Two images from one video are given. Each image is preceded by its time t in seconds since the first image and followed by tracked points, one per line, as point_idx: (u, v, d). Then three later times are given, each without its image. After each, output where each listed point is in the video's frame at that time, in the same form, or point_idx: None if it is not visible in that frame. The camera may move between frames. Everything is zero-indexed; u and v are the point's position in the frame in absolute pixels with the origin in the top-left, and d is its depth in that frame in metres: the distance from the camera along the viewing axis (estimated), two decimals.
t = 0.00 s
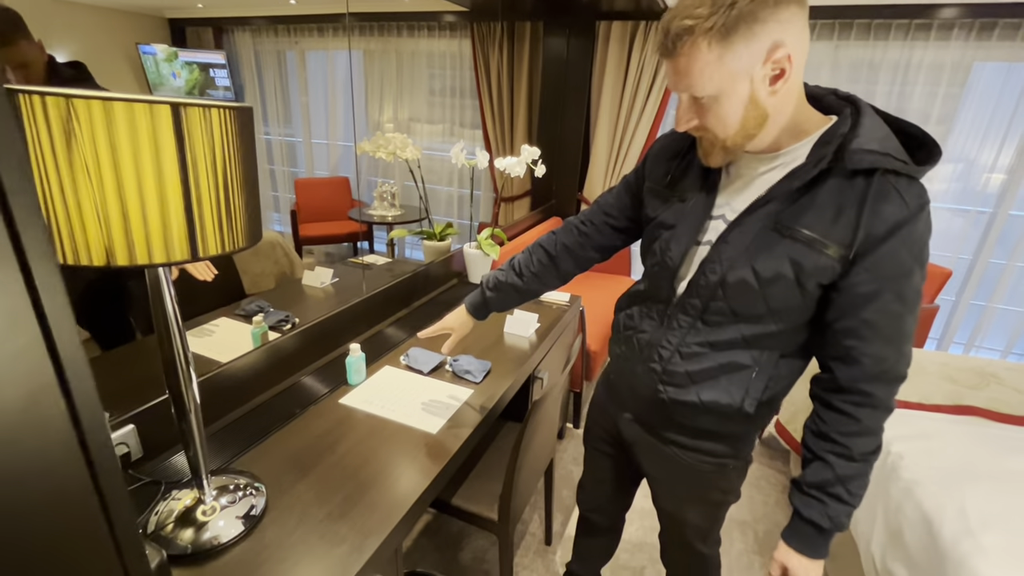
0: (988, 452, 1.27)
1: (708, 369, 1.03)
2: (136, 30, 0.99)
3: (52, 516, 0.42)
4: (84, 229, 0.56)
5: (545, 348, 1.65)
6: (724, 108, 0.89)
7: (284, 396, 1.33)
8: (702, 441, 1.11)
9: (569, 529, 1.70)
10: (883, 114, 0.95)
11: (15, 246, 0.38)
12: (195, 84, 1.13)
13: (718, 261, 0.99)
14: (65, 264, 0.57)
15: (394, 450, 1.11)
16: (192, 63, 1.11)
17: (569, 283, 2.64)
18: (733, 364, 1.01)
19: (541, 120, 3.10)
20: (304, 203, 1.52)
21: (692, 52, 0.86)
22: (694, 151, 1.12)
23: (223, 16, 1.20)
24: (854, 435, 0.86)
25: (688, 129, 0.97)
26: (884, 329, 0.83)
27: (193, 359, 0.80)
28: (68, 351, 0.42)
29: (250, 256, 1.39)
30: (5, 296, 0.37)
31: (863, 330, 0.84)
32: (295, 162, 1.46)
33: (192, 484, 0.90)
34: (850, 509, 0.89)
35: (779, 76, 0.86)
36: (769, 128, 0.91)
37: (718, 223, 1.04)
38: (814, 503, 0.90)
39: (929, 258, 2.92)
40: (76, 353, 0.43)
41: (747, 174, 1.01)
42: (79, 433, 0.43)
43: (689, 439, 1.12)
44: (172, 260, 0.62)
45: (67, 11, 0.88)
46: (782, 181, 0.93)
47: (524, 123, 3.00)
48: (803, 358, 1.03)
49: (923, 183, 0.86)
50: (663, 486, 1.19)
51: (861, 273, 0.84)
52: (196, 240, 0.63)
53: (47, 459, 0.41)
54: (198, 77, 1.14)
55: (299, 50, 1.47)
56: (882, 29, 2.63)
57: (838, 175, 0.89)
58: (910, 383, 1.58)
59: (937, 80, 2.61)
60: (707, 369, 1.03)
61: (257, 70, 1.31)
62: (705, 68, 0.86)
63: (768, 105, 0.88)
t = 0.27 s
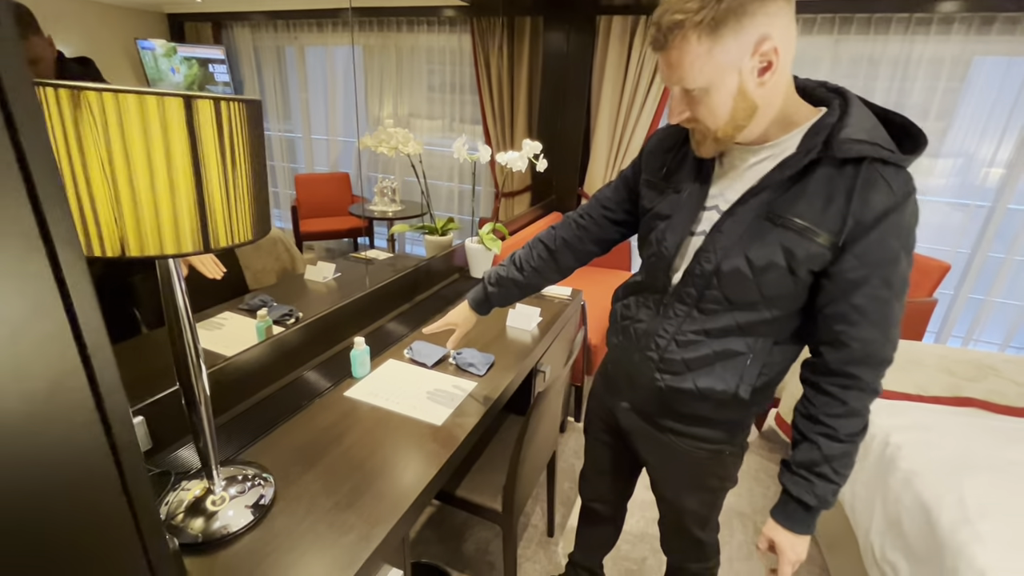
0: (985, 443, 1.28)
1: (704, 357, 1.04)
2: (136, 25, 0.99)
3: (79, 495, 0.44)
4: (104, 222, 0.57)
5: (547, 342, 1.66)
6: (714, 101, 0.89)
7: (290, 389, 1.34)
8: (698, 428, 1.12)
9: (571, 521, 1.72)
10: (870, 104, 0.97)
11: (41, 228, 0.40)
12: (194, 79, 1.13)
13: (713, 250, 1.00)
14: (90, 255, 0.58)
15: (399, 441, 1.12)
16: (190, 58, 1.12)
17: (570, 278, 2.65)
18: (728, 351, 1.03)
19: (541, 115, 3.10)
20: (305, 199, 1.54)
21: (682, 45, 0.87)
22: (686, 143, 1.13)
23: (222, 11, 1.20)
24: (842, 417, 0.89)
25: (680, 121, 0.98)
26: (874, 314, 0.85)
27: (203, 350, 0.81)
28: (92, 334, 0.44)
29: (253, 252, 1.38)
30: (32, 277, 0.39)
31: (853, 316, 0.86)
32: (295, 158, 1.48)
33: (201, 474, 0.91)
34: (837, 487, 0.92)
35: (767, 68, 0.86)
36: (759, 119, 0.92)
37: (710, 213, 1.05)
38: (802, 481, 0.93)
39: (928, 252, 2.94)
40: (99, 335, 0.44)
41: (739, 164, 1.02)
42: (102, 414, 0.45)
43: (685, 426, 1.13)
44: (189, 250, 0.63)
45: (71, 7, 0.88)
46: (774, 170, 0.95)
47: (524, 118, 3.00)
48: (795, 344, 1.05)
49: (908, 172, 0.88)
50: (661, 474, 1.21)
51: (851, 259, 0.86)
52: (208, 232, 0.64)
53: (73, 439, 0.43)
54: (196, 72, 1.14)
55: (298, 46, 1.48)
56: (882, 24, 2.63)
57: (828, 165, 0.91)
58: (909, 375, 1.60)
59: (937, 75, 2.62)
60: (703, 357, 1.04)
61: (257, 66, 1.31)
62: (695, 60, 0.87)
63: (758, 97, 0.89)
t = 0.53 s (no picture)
0: (990, 438, 1.28)
1: (703, 349, 1.05)
2: (137, 21, 0.99)
3: (94, 488, 0.44)
4: (114, 218, 0.57)
5: (551, 338, 1.66)
6: (705, 94, 0.90)
7: (294, 386, 1.34)
8: (697, 421, 1.12)
9: (574, 517, 1.72)
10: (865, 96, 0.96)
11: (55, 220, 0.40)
12: (195, 76, 1.12)
13: (710, 242, 1.00)
14: (101, 252, 0.58)
15: (404, 437, 1.12)
16: (192, 55, 1.10)
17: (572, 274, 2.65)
18: (727, 344, 1.03)
19: (544, 111, 3.09)
20: (308, 195, 1.55)
21: (674, 40, 0.88)
22: (682, 136, 1.14)
23: (224, 6, 1.20)
24: (838, 407, 0.89)
25: (675, 116, 0.98)
26: (867, 303, 0.86)
27: (210, 346, 0.81)
28: (105, 329, 0.44)
29: (256, 248, 1.39)
30: (45, 270, 0.39)
31: (849, 306, 0.87)
32: (296, 155, 1.47)
33: (208, 470, 0.91)
34: (833, 479, 0.92)
35: (757, 61, 0.86)
36: (752, 112, 0.92)
37: (707, 206, 1.06)
38: (798, 473, 0.93)
39: (931, 249, 2.93)
40: (112, 330, 0.44)
41: (735, 156, 1.02)
42: (116, 408, 0.45)
43: (685, 420, 1.13)
44: (199, 245, 0.64)
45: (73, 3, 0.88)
46: (769, 162, 0.95)
47: (526, 114, 3.00)
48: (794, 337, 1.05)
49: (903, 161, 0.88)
50: (661, 466, 1.21)
51: (847, 249, 0.86)
52: (215, 229, 0.64)
53: (89, 433, 0.43)
54: (197, 69, 1.12)
55: (299, 42, 1.47)
56: (885, 19, 2.61)
57: (822, 155, 0.91)
58: (913, 371, 1.60)
59: (941, 70, 2.61)
60: (701, 350, 1.05)
61: (258, 62, 1.30)
62: (686, 54, 0.87)
63: (749, 90, 0.89)
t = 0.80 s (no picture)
0: (1002, 441, 1.26)
1: (703, 347, 1.03)
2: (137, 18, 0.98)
3: (91, 494, 0.43)
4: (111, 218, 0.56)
5: (556, 338, 1.64)
6: (705, 87, 0.88)
7: (296, 386, 1.33)
8: (698, 420, 1.10)
9: (578, 517, 1.71)
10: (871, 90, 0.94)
11: (47, 222, 0.38)
12: (199, 73, 1.10)
13: (709, 239, 0.99)
14: (99, 252, 0.57)
15: (408, 437, 1.11)
16: (195, 52, 1.08)
17: (576, 273, 2.63)
18: (727, 342, 1.01)
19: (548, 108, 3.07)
20: (312, 192, 1.53)
21: (673, 33, 0.86)
22: (684, 133, 1.13)
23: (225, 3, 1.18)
24: (839, 407, 0.88)
25: (674, 109, 0.96)
26: (868, 301, 0.83)
27: (211, 346, 0.80)
28: (99, 333, 0.42)
29: (260, 247, 1.38)
30: (37, 274, 0.38)
31: (850, 303, 0.85)
32: (299, 152, 1.45)
33: (210, 471, 0.90)
34: (834, 481, 0.90)
35: (756, 53, 0.84)
36: (752, 105, 0.90)
37: (707, 202, 1.04)
38: (798, 474, 0.92)
39: (939, 247, 2.90)
40: (106, 334, 0.43)
41: (737, 152, 1.01)
42: (111, 413, 0.44)
43: (686, 419, 1.11)
44: (199, 247, 0.63)
45: None
46: (769, 157, 0.93)
47: (530, 112, 2.98)
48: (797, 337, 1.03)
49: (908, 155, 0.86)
50: (662, 465, 1.20)
51: (848, 245, 0.84)
52: (214, 229, 0.63)
53: (84, 438, 0.42)
54: (201, 66, 1.10)
55: (302, 39, 1.46)
56: (895, 14, 2.57)
57: (824, 150, 0.89)
58: (923, 372, 1.58)
59: (951, 66, 2.57)
60: (701, 348, 1.03)
61: (262, 60, 1.29)
62: (685, 46, 0.85)
63: (749, 82, 0.87)
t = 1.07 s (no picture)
0: (1013, 447, 1.24)
1: (700, 349, 1.02)
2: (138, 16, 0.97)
3: (80, 501, 0.43)
4: (98, 219, 0.55)
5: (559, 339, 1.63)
6: (693, 82, 0.86)
7: (298, 385, 1.33)
8: (697, 422, 1.09)
9: (580, 519, 1.70)
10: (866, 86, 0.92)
11: (29, 227, 0.37)
12: (205, 72, 1.07)
13: (703, 240, 0.97)
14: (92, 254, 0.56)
15: (409, 439, 1.10)
16: (201, 50, 1.06)
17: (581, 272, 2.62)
18: (724, 343, 1.00)
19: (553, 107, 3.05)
20: (317, 189, 1.51)
21: (663, 26, 0.85)
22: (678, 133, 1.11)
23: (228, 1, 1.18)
24: (835, 409, 0.86)
25: (665, 105, 0.95)
26: (864, 302, 0.82)
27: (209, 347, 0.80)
28: (86, 340, 0.42)
29: (263, 246, 1.38)
30: (22, 281, 0.37)
31: (846, 304, 0.83)
32: (305, 150, 1.44)
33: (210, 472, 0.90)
34: (829, 484, 0.88)
35: (745, 49, 0.82)
36: (741, 102, 0.88)
37: (701, 203, 1.03)
38: (792, 474, 0.90)
39: (950, 248, 2.86)
40: (94, 340, 0.43)
41: (731, 152, 0.99)
42: (99, 421, 0.44)
43: (684, 421, 1.10)
44: (189, 249, 0.62)
45: None
46: (762, 156, 0.92)
47: (536, 110, 2.96)
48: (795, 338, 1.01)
49: (905, 153, 0.84)
50: (661, 468, 1.18)
51: (843, 245, 0.83)
52: (211, 231, 0.63)
53: (71, 448, 0.42)
54: (207, 64, 1.08)
55: (308, 37, 1.46)
56: (907, 11, 2.53)
57: (818, 149, 0.87)
58: (932, 375, 1.55)
59: (964, 64, 2.53)
60: (697, 350, 1.02)
61: (267, 59, 1.29)
62: (675, 40, 0.84)
63: (737, 80, 0.85)
